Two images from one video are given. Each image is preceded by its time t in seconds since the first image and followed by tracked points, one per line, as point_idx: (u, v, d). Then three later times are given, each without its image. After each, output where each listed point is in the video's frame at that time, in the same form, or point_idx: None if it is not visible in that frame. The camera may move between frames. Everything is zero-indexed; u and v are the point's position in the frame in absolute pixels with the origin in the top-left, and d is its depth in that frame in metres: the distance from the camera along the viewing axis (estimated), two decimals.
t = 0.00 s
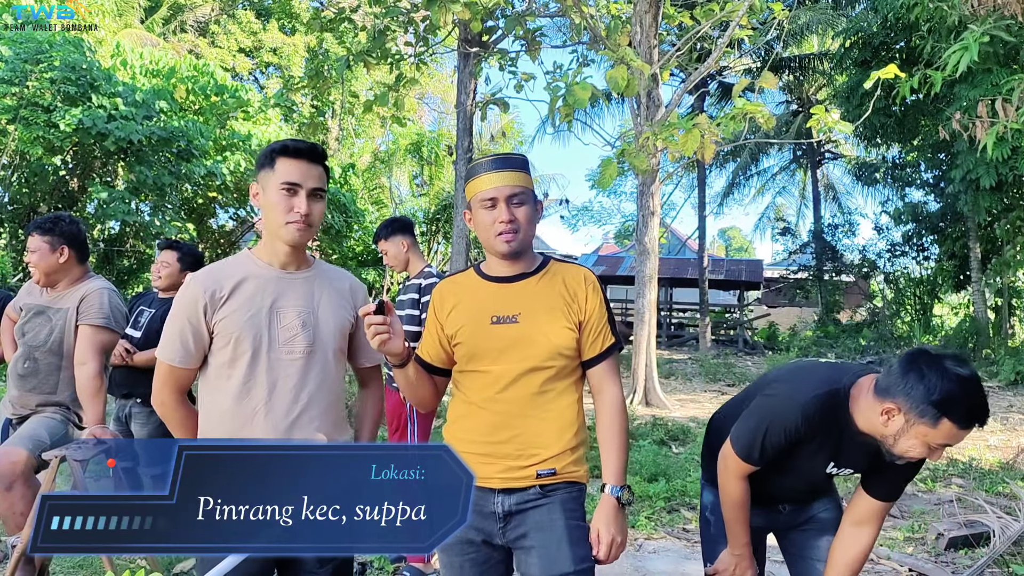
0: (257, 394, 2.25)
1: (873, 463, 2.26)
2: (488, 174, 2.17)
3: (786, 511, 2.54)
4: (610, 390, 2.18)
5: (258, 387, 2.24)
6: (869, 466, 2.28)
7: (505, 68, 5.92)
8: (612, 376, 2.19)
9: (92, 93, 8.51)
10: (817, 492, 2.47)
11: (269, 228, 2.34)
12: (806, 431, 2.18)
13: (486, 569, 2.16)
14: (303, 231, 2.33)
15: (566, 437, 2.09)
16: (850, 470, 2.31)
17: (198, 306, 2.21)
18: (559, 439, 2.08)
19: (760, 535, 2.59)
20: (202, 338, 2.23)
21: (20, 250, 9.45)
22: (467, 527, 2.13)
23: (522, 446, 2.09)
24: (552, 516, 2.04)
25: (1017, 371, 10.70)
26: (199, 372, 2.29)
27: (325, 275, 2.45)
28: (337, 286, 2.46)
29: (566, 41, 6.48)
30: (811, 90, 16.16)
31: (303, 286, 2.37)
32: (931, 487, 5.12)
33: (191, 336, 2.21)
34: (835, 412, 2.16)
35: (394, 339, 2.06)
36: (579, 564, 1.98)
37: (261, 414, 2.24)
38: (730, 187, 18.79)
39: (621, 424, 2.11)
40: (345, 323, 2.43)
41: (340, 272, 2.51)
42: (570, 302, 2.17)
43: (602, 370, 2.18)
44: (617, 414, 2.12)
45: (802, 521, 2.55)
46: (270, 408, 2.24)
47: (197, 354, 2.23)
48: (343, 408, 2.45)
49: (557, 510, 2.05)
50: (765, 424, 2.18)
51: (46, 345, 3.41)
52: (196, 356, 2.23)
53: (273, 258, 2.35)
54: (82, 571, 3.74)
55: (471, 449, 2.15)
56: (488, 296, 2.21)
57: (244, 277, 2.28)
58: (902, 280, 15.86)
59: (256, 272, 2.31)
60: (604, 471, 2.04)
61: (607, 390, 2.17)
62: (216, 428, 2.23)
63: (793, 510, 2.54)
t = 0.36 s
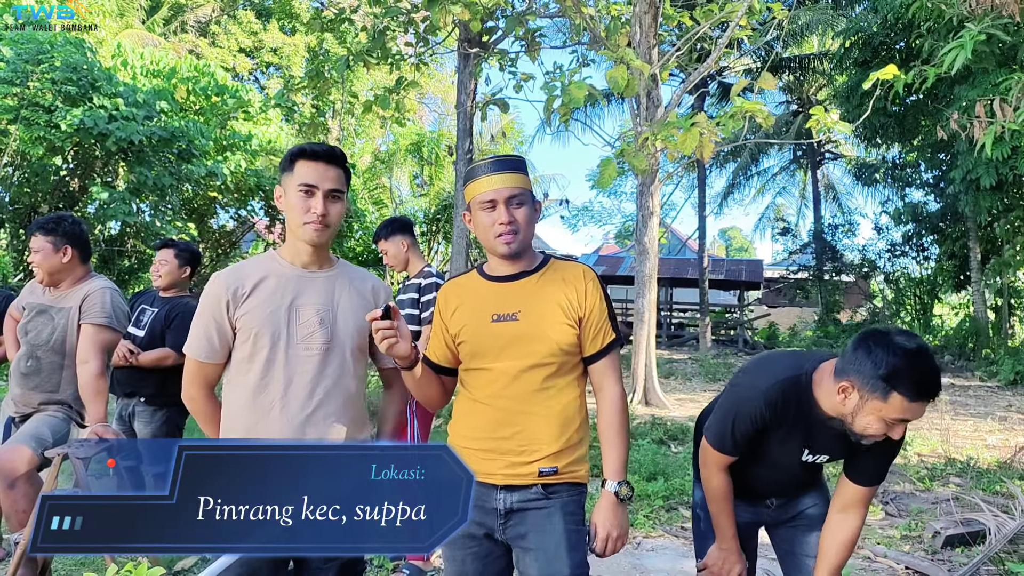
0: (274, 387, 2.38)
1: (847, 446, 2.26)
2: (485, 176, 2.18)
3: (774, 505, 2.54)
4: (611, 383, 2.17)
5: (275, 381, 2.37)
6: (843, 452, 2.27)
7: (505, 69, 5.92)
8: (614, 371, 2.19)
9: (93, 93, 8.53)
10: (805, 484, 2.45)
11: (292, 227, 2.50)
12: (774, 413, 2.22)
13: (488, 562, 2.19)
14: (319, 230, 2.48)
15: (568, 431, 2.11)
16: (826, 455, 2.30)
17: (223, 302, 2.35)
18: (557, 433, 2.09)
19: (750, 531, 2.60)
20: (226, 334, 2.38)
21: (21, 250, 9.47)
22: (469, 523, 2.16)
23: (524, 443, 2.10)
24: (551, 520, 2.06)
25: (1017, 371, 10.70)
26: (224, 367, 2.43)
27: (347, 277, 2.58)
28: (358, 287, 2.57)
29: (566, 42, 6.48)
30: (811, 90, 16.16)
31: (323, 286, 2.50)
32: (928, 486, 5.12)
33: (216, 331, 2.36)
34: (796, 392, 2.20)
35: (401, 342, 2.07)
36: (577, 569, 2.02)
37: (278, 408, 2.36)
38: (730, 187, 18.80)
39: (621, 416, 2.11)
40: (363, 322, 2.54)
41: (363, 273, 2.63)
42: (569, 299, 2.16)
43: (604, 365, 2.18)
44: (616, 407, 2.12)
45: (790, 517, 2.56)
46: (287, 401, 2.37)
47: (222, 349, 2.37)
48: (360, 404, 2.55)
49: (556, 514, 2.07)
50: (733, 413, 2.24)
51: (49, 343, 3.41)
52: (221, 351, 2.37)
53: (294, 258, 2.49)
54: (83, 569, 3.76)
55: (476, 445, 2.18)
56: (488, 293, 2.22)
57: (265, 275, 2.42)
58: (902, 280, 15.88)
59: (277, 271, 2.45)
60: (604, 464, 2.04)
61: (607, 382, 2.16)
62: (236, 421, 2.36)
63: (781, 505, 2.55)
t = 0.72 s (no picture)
0: (285, 386, 2.47)
1: (827, 389, 2.32)
2: (509, 172, 2.22)
3: (768, 498, 2.52)
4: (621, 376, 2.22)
5: (285, 381, 2.46)
6: (827, 398, 2.33)
7: (505, 69, 5.92)
8: (625, 365, 2.24)
9: (95, 93, 8.54)
10: (798, 461, 2.44)
11: (304, 232, 2.58)
12: (748, 363, 2.31)
13: (502, 556, 2.24)
14: (329, 234, 2.54)
15: (583, 425, 2.17)
16: (810, 411, 2.33)
17: (237, 305, 2.47)
18: (569, 423, 2.15)
19: (744, 525, 2.58)
20: (241, 336, 2.49)
21: (22, 251, 9.49)
22: (484, 519, 2.22)
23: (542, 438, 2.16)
24: (570, 521, 2.15)
25: (1017, 372, 10.71)
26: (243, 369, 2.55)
27: (360, 277, 2.64)
28: (370, 289, 2.63)
29: (565, 42, 6.49)
30: (811, 91, 16.16)
31: (333, 289, 2.58)
32: (926, 486, 5.14)
33: (232, 334, 2.48)
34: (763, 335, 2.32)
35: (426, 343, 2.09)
36: (591, 565, 2.14)
37: (288, 407, 2.45)
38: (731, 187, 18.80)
39: (631, 407, 2.16)
40: (374, 323, 2.59)
41: (378, 273, 2.69)
42: (583, 296, 2.21)
43: (615, 360, 2.23)
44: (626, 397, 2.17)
45: (786, 513, 2.54)
46: (296, 400, 2.45)
47: (238, 351, 2.49)
48: (372, 405, 2.61)
49: (576, 515, 2.15)
50: (707, 372, 2.33)
51: (52, 343, 3.42)
52: (237, 352, 2.49)
53: (307, 262, 2.58)
54: (84, 568, 3.77)
55: (493, 441, 2.24)
56: (502, 290, 2.27)
57: (277, 280, 2.53)
58: (902, 280, 15.74)
59: (290, 275, 2.55)
60: (608, 453, 2.06)
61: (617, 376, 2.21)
62: (250, 420, 2.46)
63: (776, 499, 2.53)
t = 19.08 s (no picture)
0: (284, 388, 2.68)
1: (794, 313, 2.84)
2: (474, 194, 2.59)
3: (754, 504, 2.81)
4: (576, 393, 2.44)
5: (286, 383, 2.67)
6: (795, 321, 2.82)
7: (533, 72, 5.95)
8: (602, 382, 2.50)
9: (133, 101, 8.80)
10: (793, 401, 2.77)
11: (303, 250, 2.83)
12: (715, 305, 3.11)
13: (473, 550, 2.59)
14: (323, 250, 2.78)
15: (548, 436, 2.44)
16: (786, 332, 2.83)
17: (244, 311, 2.70)
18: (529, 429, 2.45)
19: (740, 533, 2.86)
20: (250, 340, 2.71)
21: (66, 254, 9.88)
22: (454, 516, 2.57)
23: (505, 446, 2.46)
24: (529, 515, 2.44)
25: None
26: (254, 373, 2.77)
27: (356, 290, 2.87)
28: (367, 301, 2.85)
29: (592, 45, 6.50)
30: (844, 90, 15.92)
31: (332, 299, 2.79)
32: (945, 488, 5.08)
33: (240, 339, 2.71)
34: (729, 282, 3.11)
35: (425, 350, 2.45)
36: (551, 561, 2.42)
37: (287, 405, 2.67)
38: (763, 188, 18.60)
39: (590, 406, 2.42)
40: (370, 333, 2.81)
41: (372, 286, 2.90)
42: (557, 310, 2.54)
43: (590, 374, 2.51)
44: (570, 403, 2.39)
45: (773, 525, 2.79)
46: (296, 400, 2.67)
47: (245, 356, 2.70)
48: (361, 408, 2.80)
49: (534, 510, 2.45)
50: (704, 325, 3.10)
51: (93, 344, 3.55)
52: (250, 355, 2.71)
53: (309, 274, 2.82)
54: (118, 555, 4.02)
55: (462, 443, 2.58)
56: (485, 302, 2.63)
57: (280, 291, 2.74)
58: (938, 282, 15.53)
59: (294, 286, 2.79)
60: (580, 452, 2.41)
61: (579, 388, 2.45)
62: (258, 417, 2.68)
63: (762, 509, 2.81)
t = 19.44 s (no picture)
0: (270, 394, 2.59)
1: (797, 321, 2.67)
2: (461, 198, 2.59)
3: (757, 513, 2.66)
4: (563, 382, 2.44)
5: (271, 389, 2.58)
6: (800, 328, 2.63)
7: (520, 75, 5.96)
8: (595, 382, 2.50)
9: (118, 102, 8.72)
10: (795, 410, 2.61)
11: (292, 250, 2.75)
12: (713, 312, 2.94)
13: (462, 559, 2.58)
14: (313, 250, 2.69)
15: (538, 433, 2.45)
16: (788, 341, 2.65)
17: (230, 313, 2.61)
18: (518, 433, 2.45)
19: (740, 540, 2.71)
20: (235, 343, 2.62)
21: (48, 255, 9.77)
22: (444, 523, 2.55)
23: (494, 452, 2.45)
24: (519, 523, 2.43)
25: None
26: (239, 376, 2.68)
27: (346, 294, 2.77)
28: (356, 306, 2.76)
29: (578, 48, 6.52)
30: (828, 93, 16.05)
31: (320, 301, 2.71)
32: (930, 490, 5.13)
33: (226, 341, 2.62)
34: (730, 287, 2.95)
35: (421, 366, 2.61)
36: (542, 568, 2.41)
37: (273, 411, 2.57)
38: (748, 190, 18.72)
39: (578, 394, 2.43)
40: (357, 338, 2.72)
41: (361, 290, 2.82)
42: (545, 314, 2.55)
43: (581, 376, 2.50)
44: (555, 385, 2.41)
45: (776, 532, 2.65)
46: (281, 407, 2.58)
47: (231, 358, 2.61)
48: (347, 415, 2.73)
49: (525, 517, 2.43)
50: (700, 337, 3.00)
51: (75, 348, 3.51)
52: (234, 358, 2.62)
53: (298, 277, 2.74)
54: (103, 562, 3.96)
55: (451, 450, 2.55)
56: (473, 305, 2.64)
57: (268, 294, 2.66)
58: (921, 284, 15.72)
59: (282, 288, 2.70)
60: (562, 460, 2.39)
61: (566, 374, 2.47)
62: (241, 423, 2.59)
63: (764, 517, 2.65)
